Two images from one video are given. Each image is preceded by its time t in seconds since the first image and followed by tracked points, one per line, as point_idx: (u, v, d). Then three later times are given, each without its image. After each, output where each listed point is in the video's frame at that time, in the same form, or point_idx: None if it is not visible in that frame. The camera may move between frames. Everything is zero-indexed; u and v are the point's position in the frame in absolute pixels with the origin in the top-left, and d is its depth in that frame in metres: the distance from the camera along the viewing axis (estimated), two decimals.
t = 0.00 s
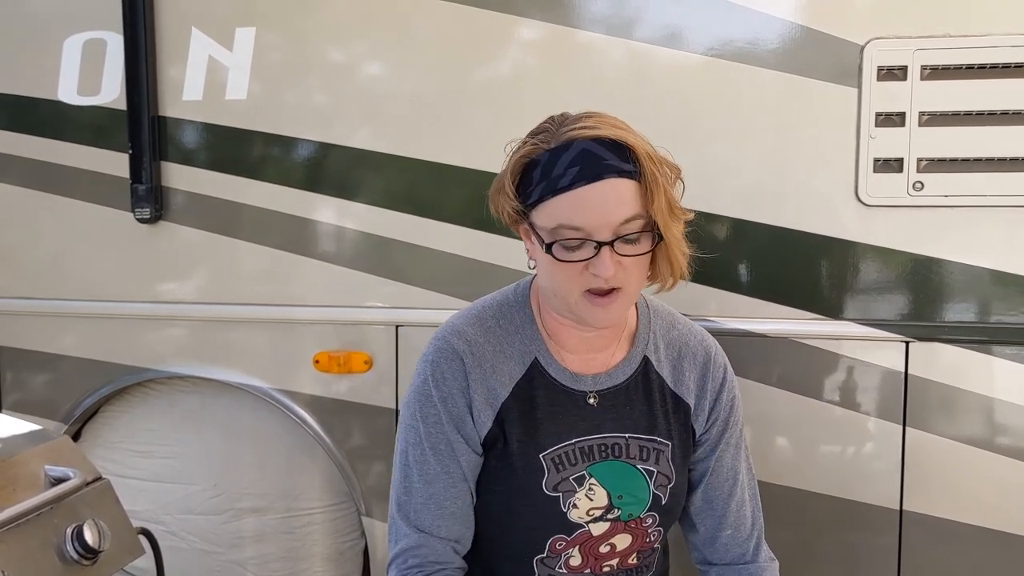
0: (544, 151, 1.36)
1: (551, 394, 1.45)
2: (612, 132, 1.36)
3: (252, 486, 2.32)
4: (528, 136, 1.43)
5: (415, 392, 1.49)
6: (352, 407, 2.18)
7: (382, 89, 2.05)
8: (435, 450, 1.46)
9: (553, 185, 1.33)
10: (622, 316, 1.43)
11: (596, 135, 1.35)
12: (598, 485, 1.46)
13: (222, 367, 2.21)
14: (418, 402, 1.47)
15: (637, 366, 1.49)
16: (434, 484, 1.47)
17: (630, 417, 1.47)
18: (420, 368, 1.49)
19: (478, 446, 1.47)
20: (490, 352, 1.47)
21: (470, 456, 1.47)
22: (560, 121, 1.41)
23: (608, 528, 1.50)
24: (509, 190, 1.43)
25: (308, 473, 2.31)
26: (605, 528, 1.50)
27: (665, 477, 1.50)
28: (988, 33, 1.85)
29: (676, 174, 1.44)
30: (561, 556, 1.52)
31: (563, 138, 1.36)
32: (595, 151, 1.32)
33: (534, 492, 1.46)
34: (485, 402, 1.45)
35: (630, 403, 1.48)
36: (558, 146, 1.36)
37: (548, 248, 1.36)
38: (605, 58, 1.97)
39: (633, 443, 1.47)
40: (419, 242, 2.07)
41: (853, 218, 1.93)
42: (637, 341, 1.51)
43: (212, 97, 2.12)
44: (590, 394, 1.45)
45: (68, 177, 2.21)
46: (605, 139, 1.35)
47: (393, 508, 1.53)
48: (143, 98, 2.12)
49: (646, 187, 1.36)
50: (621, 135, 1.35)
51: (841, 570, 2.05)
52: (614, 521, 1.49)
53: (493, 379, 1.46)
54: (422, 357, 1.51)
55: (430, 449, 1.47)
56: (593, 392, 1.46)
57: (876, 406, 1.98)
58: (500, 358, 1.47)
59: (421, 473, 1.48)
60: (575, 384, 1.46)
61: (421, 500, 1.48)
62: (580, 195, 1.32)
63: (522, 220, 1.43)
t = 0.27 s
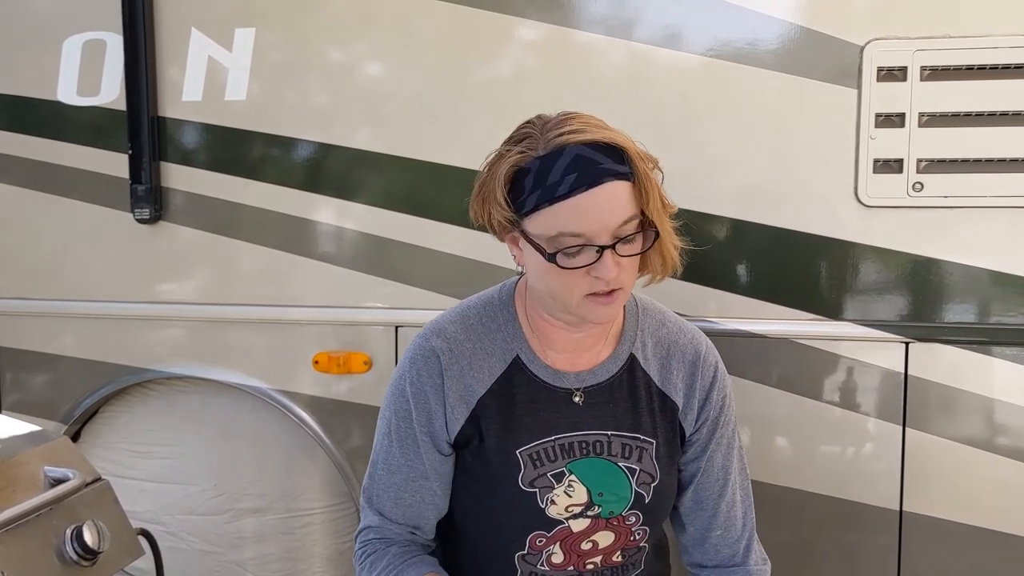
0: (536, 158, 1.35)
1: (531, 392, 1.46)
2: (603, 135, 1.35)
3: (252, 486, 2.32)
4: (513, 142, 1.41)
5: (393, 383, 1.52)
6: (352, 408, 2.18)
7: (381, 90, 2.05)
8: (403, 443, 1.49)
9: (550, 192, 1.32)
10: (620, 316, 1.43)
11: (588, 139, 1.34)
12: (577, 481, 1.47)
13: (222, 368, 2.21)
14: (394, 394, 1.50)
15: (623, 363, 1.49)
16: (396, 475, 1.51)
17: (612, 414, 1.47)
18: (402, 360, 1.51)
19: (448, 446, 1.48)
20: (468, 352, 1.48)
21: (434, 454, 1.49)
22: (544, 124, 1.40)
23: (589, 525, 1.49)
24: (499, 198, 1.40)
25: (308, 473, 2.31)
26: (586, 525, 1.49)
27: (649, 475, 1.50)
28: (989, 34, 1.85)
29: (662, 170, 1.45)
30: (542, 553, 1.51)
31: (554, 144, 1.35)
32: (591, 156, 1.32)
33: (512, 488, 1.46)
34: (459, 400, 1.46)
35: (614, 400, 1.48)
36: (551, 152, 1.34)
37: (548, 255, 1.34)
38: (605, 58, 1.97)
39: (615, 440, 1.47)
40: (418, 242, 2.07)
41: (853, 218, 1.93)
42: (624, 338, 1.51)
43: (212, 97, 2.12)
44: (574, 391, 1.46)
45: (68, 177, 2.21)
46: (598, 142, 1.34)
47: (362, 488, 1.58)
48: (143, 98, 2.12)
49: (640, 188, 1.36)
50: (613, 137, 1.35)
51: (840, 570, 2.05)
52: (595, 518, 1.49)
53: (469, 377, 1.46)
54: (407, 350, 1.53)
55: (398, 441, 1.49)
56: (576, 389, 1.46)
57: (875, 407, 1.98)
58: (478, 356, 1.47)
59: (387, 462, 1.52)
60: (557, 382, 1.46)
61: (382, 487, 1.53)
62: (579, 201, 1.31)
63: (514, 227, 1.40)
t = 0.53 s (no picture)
0: (518, 134, 1.39)
1: (520, 389, 1.46)
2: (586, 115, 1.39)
3: (253, 486, 2.32)
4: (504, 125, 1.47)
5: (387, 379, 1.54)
6: (353, 407, 2.18)
7: (382, 89, 2.05)
8: (394, 439, 1.52)
9: (527, 163, 1.35)
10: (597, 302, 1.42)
11: (570, 118, 1.38)
12: (566, 479, 1.47)
13: (222, 367, 2.21)
14: (386, 390, 1.52)
15: (615, 361, 1.48)
16: (389, 469, 1.54)
17: (603, 412, 1.46)
18: (395, 357, 1.53)
19: (438, 443, 1.49)
20: (457, 350, 1.48)
21: (423, 451, 1.50)
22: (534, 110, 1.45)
23: (579, 523, 1.49)
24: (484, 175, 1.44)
25: (308, 473, 2.31)
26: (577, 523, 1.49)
27: (639, 474, 1.49)
28: (990, 34, 1.85)
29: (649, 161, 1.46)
30: (533, 551, 1.52)
31: (537, 121, 1.39)
32: (569, 131, 1.35)
33: (502, 485, 1.47)
34: (447, 398, 1.46)
35: (604, 398, 1.46)
36: (533, 129, 1.39)
37: (522, 229, 1.36)
38: (606, 58, 1.97)
39: (605, 438, 1.46)
40: (419, 242, 2.07)
41: (854, 218, 1.93)
42: (616, 336, 1.49)
43: (213, 97, 2.12)
44: (564, 388, 1.45)
45: (68, 177, 2.21)
46: (579, 121, 1.38)
47: (361, 479, 1.62)
48: (144, 98, 2.12)
49: (619, 169, 1.38)
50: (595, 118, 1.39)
51: (841, 570, 2.05)
52: (585, 516, 1.48)
53: (458, 374, 1.47)
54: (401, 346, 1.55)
55: (390, 437, 1.52)
56: (567, 386, 1.46)
57: (875, 406, 1.98)
58: (468, 354, 1.48)
59: (381, 457, 1.55)
60: (547, 378, 1.46)
61: (378, 481, 1.56)
62: (554, 173, 1.33)
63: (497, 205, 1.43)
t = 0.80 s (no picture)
0: (505, 131, 1.47)
1: (523, 386, 1.46)
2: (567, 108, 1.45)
3: (255, 486, 2.32)
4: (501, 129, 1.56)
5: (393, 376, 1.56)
6: (355, 407, 2.18)
7: (384, 89, 2.04)
8: (398, 435, 1.53)
9: (505, 153, 1.43)
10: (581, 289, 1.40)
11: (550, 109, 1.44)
12: (568, 477, 1.47)
13: (224, 367, 2.21)
14: (392, 386, 1.54)
15: (620, 359, 1.47)
16: (393, 464, 1.55)
17: (607, 411, 1.46)
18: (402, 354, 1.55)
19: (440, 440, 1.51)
20: (461, 347, 1.49)
21: (426, 447, 1.51)
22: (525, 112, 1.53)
23: (581, 522, 1.49)
24: (478, 173, 1.53)
25: (310, 472, 2.30)
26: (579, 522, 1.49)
27: (643, 473, 1.48)
28: (993, 34, 1.84)
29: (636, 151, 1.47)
30: (536, 549, 1.52)
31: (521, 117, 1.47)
32: (545, 120, 1.41)
33: (504, 483, 1.48)
34: (450, 395, 1.47)
35: (608, 396, 1.46)
36: (516, 123, 1.46)
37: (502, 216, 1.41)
38: (609, 58, 1.97)
39: (609, 437, 1.46)
40: (421, 242, 2.07)
41: (857, 218, 1.93)
42: (621, 335, 1.49)
43: (215, 96, 2.12)
44: (566, 386, 1.45)
45: (70, 177, 2.21)
46: (558, 112, 1.44)
47: (368, 474, 1.64)
48: (146, 98, 2.12)
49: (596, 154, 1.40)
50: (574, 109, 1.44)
51: (844, 570, 2.05)
52: (587, 515, 1.49)
53: (461, 372, 1.48)
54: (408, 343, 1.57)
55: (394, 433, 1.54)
56: (570, 384, 1.46)
57: (877, 406, 1.98)
58: (472, 351, 1.49)
59: (386, 452, 1.57)
60: (549, 376, 1.46)
61: (383, 476, 1.58)
62: (527, 157, 1.38)
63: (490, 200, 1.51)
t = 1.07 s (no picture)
0: (523, 143, 1.39)
1: (528, 386, 1.47)
2: (590, 120, 1.38)
3: (253, 488, 2.32)
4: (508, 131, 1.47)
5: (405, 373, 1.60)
6: (354, 408, 2.17)
7: (383, 90, 2.04)
8: (407, 431, 1.58)
9: (532, 173, 1.35)
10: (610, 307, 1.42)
11: (573, 124, 1.38)
12: (572, 478, 1.48)
13: (224, 368, 2.21)
14: (403, 383, 1.58)
15: (628, 360, 1.47)
16: (402, 458, 1.60)
17: (612, 412, 1.46)
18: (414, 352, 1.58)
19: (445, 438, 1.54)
20: (468, 348, 1.51)
21: (431, 444, 1.55)
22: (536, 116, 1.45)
23: (584, 523, 1.50)
24: (491, 184, 1.45)
25: (309, 474, 2.30)
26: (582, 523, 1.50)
27: (647, 476, 1.48)
28: (992, 35, 1.84)
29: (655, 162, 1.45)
30: (539, 549, 1.54)
31: (541, 129, 1.39)
32: (572, 139, 1.35)
33: (507, 481, 1.50)
34: (456, 395, 1.50)
35: (614, 398, 1.46)
36: (537, 137, 1.38)
37: (531, 239, 1.37)
38: (608, 59, 1.96)
39: (613, 438, 1.46)
40: (420, 242, 2.07)
41: (856, 219, 1.93)
42: (629, 337, 1.48)
43: (214, 97, 2.12)
44: (573, 388, 1.45)
45: (69, 177, 2.21)
46: (583, 127, 1.37)
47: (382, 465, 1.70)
48: (146, 98, 2.12)
49: (625, 174, 1.37)
50: (598, 123, 1.38)
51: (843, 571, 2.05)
52: (590, 516, 1.50)
53: (467, 371, 1.50)
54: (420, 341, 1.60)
55: (403, 429, 1.58)
56: (577, 386, 1.46)
57: (877, 407, 1.97)
58: (479, 351, 1.51)
59: (396, 446, 1.62)
60: (556, 377, 1.47)
61: (393, 468, 1.64)
62: (560, 183, 1.33)
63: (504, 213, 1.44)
